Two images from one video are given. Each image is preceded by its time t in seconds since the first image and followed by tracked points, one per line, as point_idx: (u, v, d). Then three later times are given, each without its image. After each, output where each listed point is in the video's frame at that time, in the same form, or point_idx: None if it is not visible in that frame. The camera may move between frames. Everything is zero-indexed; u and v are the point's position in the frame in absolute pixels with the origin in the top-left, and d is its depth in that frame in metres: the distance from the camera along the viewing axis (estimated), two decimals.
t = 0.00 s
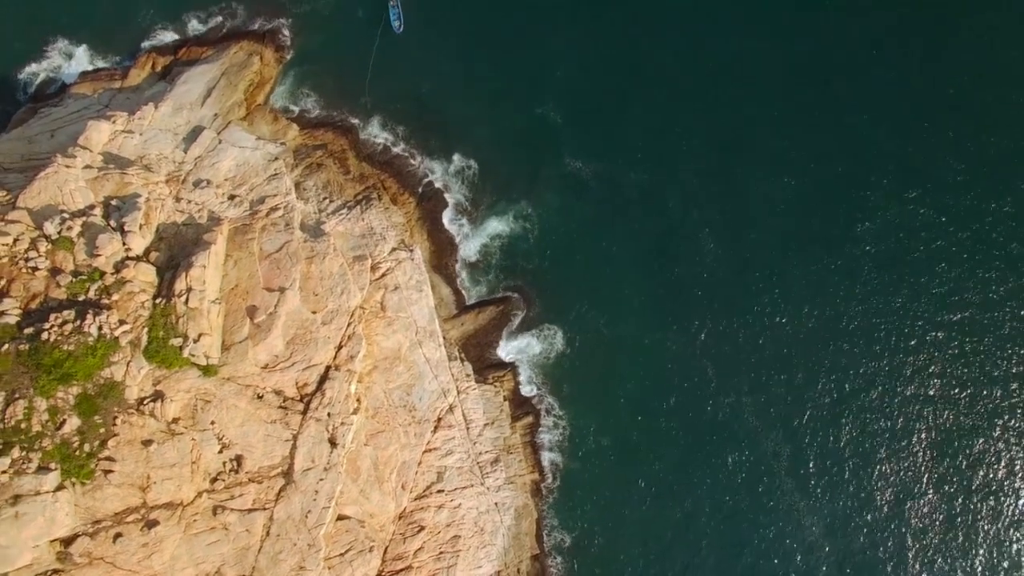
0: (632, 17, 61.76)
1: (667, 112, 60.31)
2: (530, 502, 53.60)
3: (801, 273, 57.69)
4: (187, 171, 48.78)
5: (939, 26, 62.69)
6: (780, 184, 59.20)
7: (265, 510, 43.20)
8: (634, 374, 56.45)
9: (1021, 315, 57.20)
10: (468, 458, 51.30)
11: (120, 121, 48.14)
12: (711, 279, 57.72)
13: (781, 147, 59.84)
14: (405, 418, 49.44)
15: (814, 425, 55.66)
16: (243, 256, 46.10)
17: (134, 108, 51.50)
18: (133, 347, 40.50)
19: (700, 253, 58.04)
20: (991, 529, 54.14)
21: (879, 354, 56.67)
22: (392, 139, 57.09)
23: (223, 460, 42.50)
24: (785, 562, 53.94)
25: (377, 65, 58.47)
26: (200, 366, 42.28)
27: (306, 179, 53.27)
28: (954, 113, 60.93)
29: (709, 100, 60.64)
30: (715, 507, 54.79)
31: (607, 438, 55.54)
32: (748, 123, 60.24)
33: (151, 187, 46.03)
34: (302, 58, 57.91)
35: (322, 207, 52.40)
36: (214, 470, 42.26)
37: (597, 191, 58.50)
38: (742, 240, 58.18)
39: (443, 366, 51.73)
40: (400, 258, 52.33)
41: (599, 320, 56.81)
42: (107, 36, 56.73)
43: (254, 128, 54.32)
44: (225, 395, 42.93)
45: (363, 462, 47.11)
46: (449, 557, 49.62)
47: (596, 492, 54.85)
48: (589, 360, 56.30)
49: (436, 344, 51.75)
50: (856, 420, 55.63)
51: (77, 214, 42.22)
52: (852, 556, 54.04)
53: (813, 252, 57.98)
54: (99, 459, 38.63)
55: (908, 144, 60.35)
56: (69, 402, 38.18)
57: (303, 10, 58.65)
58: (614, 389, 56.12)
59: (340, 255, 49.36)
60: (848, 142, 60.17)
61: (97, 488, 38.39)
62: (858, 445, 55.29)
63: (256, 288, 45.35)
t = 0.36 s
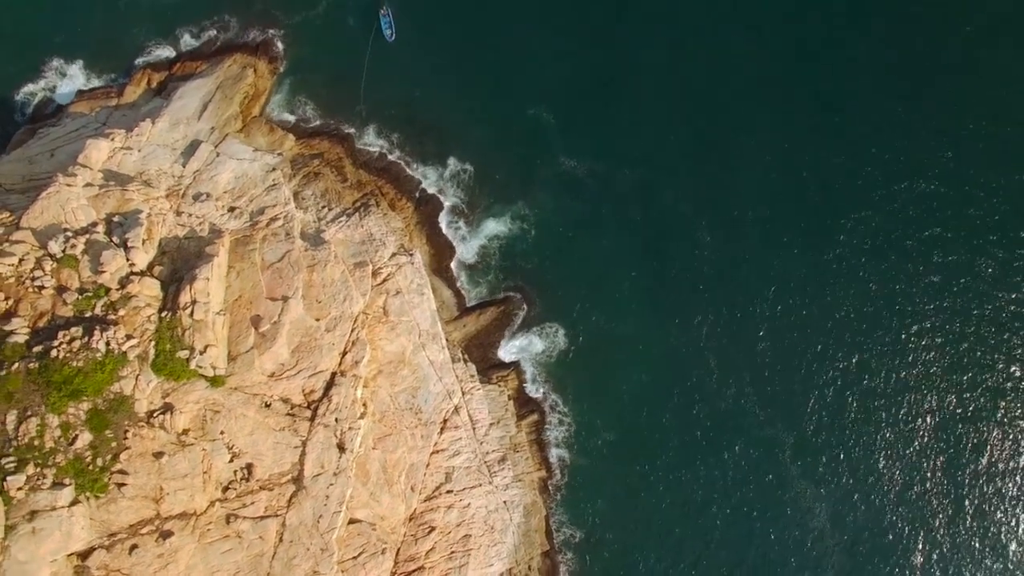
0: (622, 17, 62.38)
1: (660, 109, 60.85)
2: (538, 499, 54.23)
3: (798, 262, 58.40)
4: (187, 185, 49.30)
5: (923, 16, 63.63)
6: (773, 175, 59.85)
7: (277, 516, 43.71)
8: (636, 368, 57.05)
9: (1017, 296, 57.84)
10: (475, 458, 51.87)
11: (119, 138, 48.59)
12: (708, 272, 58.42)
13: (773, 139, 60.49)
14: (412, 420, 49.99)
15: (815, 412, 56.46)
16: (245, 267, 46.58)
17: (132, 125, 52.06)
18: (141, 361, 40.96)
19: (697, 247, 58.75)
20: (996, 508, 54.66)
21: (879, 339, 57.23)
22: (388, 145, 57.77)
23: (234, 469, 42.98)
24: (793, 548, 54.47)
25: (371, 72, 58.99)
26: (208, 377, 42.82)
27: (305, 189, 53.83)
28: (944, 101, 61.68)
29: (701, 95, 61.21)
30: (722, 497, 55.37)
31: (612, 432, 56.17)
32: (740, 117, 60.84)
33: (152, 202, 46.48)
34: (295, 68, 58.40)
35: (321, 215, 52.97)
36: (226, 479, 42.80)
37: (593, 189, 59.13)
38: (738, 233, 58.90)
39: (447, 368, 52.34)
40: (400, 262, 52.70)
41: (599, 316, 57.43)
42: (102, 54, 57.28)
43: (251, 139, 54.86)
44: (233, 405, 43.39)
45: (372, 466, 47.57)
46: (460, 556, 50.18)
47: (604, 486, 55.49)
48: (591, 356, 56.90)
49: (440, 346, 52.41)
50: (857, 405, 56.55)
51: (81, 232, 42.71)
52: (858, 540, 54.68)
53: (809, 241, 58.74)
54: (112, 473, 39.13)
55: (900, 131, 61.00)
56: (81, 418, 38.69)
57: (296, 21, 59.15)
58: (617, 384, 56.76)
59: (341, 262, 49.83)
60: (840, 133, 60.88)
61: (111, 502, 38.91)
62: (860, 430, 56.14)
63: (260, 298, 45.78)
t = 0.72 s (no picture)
0: (610, 17, 62.97)
1: (650, 106, 61.57)
2: (549, 496, 55.13)
3: (793, 253, 59.61)
4: (187, 203, 49.83)
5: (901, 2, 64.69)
6: (765, 168, 61.00)
7: (292, 525, 44.31)
8: (638, 361, 57.99)
9: (1007, 277, 59.50)
10: (484, 458, 52.86)
11: (117, 159, 49.15)
12: (706, 264, 59.34)
13: (764, 132, 61.49)
14: (420, 423, 50.75)
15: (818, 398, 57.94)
16: (248, 280, 47.01)
17: (129, 145, 52.69)
18: (151, 378, 41.61)
19: (694, 240, 59.55)
20: (996, 483, 56.41)
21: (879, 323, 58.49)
22: (383, 153, 58.37)
23: (248, 480, 43.57)
24: (801, 532, 56.00)
25: (363, 81, 59.45)
26: (217, 391, 43.44)
27: (303, 200, 54.44)
28: (929, 91, 62.93)
29: (691, 91, 62.05)
30: (731, 485, 56.60)
31: (618, 426, 57.15)
32: (730, 112, 61.80)
33: (153, 221, 47.10)
34: (287, 82, 58.92)
35: (321, 226, 53.60)
36: (240, 490, 43.37)
37: (588, 188, 59.81)
38: (732, 225, 59.94)
39: (452, 370, 53.30)
40: (400, 268, 53.68)
41: (600, 312, 58.31)
42: (94, 77, 57.84)
43: (247, 154, 55.55)
44: (244, 417, 43.99)
45: (384, 470, 48.12)
46: (474, 555, 51.09)
47: (612, 480, 56.51)
48: (594, 352, 57.79)
49: (443, 349, 53.39)
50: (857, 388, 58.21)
51: (85, 254, 43.37)
52: (863, 519, 56.39)
53: (803, 232, 59.97)
54: (127, 489, 39.70)
55: (887, 122, 62.25)
56: (95, 437, 39.32)
57: (285, 34, 59.64)
58: (621, 378, 57.68)
59: (343, 271, 50.45)
60: (828, 124, 62.05)
61: (128, 518, 39.52)
62: (860, 413, 57.53)
63: (264, 310, 46.33)
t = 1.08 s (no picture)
0: (600, 19, 63.46)
1: (643, 105, 62.14)
2: (557, 492, 56.16)
3: (789, 245, 60.75)
4: (187, 218, 50.31)
5: None
6: (756, 160, 61.81)
7: (306, 531, 44.85)
8: (641, 356, 58.99)
9: (998, 261, 60.92)
10: (492, 457, 53.71)
11: (117, 177, 49.69)
12: (704, 259, 60.25)
13: (756, 128, 62.29)
14: (427, 426, 51.45)
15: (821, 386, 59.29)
16: (252, 291, 47.63)
17: (128, 164, 53.27)
18: (160, 392, 42.14)
19: (691, 236, 60.45)
20: (997, 463, 57.99)
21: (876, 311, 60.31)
22: (379, 160, 58.92)
23: (260, 488, 44.18)
24: (808, 518, 57.47)
25: (356, 88, 59.80)
26: (226, 402, 44.04)
27: (302, 211, 55.00)
28: (916, 83, 64.07)
29: (680, 86, 62.71)
30: (740, 475, 58.01)
31: (623, 421, 58.18)
32: (722, 109, 62.49)
33: (155, 237, 47.60)
34: (281, 94, 59.33)
35: (321, 235, 54.19)
36: (253, 499, 43.95)
37: (585, 187, 60.39)
38: (729, 220, 60.88)
39: (457, 372, 53.96)
40: (401, 273, 54.22)
41: (602, 311, 59.18)
42: (89, 96, 58.21)
43: (245, 167, 56.11)
44: (253, 426, 44.53)
45: (393, 473, 48.70)
46: (486, 554, 51.92)
47: (619, 474, 57.64)
48: (596, 349, 58.62)
49: (447, 351, 54.00)
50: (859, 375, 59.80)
51: (89, 273, 43.93)
52: (867, 503, 57.83)
53: (797, 224, 61.05)
54: (142, 502, 40.27)
55: (876, 114, 63.33)
56: (107, 452, 39.88)
57: (276, 46, 59.91)
58: (625, 373, 58.65)
59: (344, 279, 50.97)
60: (819, 118, 62.90)
61: (144, 531, 40.06)
62: (854, 398, 59.27)
63: (269, 320, 46.83)
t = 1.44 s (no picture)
0: (588, 19, 64.02)
1: (635, 102, 62.78)
2: (566, 487, 57.04)
3: (785, 234, 61.47)
4: (189, 234, 50.93)
5: None
6: (748, 151, 62.47)
7: (320, 536, 45.46)
8: (643, 350, 59.69)
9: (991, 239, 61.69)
10: (500, 456, 54.43)
11: (117, 197, 50.30)
12: (701, 251, 60.97)
13: (747, 121, 62.99)
14: (435, 428, 52.13)
15: (825, 371, 59.99)
16: (256, 303, 48.14)
17: (127, 182, 53.90)
18: (171, 407, 42.74)
19: (687, 229, 61.19)
20: (1000, 440, 58.83)
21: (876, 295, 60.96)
22: (375, 168, 59.58)
23: (273, 497, 44.82)
24: (818, 503, 58.04)
25: (349, 98, 60.44)
26: (236, 413, 44.65)
27: (302, 221, 55.69)
28: (904, 71, 64.84)
29: (670, 81, 63.39)
30: (748, 463, 58.66)
31: (628, 414, 58.86)
32: (713, 102, 63.14)
33: (159, 254, 48.23)
34: (275, 107, 59.89)
35: (321, 244, 54.89)
36: (267, 507, 44.60)
37: (581, 186, 61.03)
38: (724, 212, 61.61)
39: (462, 373, 54.83)
40: (403, 278, 54.88)
41: (603, 307, 59.81)
42: (85, 117, 58.74)
43: (243, 180, 56.73)
44: (264, 436, 45.15)
45: (404, 476, 49.31)
46: (499, 552, 52.54)
47: (627, 467, 58.37)
48: (598, 344, 59.28)
49: (451, 354, 54.71)
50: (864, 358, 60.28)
51: (96, 292, 44.58)
52: (872, 484, 58.54)
53: (791, 212, 61.87)
54: (158, 515, 40.92)
55: (866, 103, 64.08)
56: (122, 467, 40.50)
57: (268, 59, 60.44)
58: (628, 366, 59.36)
59: (346, 287, 51.61)
60: (810, 108, 63.52)
61: (161, 543, 40.73)
62: (857, 382, 59.75)
63: (274, 331, 47.41)
